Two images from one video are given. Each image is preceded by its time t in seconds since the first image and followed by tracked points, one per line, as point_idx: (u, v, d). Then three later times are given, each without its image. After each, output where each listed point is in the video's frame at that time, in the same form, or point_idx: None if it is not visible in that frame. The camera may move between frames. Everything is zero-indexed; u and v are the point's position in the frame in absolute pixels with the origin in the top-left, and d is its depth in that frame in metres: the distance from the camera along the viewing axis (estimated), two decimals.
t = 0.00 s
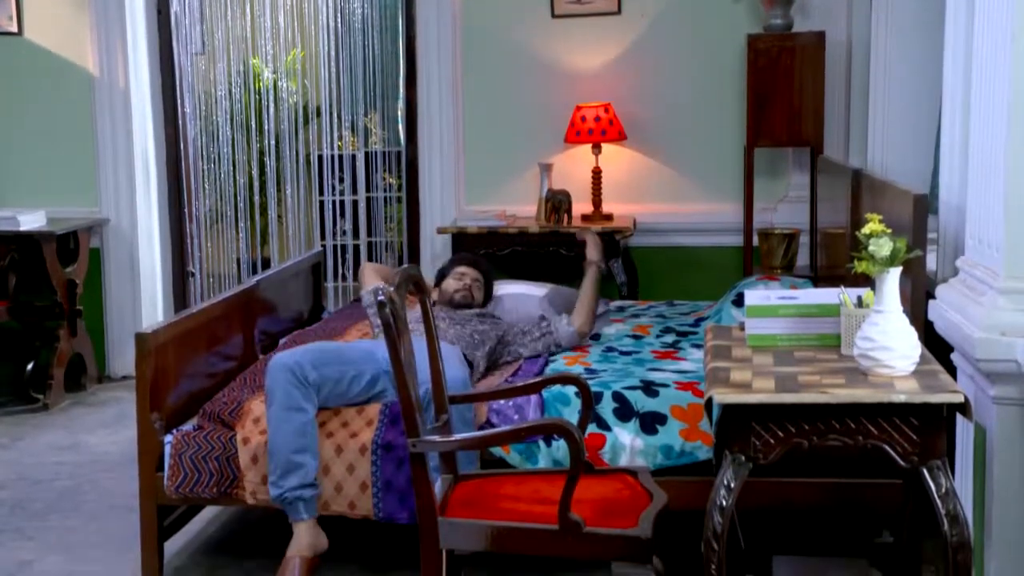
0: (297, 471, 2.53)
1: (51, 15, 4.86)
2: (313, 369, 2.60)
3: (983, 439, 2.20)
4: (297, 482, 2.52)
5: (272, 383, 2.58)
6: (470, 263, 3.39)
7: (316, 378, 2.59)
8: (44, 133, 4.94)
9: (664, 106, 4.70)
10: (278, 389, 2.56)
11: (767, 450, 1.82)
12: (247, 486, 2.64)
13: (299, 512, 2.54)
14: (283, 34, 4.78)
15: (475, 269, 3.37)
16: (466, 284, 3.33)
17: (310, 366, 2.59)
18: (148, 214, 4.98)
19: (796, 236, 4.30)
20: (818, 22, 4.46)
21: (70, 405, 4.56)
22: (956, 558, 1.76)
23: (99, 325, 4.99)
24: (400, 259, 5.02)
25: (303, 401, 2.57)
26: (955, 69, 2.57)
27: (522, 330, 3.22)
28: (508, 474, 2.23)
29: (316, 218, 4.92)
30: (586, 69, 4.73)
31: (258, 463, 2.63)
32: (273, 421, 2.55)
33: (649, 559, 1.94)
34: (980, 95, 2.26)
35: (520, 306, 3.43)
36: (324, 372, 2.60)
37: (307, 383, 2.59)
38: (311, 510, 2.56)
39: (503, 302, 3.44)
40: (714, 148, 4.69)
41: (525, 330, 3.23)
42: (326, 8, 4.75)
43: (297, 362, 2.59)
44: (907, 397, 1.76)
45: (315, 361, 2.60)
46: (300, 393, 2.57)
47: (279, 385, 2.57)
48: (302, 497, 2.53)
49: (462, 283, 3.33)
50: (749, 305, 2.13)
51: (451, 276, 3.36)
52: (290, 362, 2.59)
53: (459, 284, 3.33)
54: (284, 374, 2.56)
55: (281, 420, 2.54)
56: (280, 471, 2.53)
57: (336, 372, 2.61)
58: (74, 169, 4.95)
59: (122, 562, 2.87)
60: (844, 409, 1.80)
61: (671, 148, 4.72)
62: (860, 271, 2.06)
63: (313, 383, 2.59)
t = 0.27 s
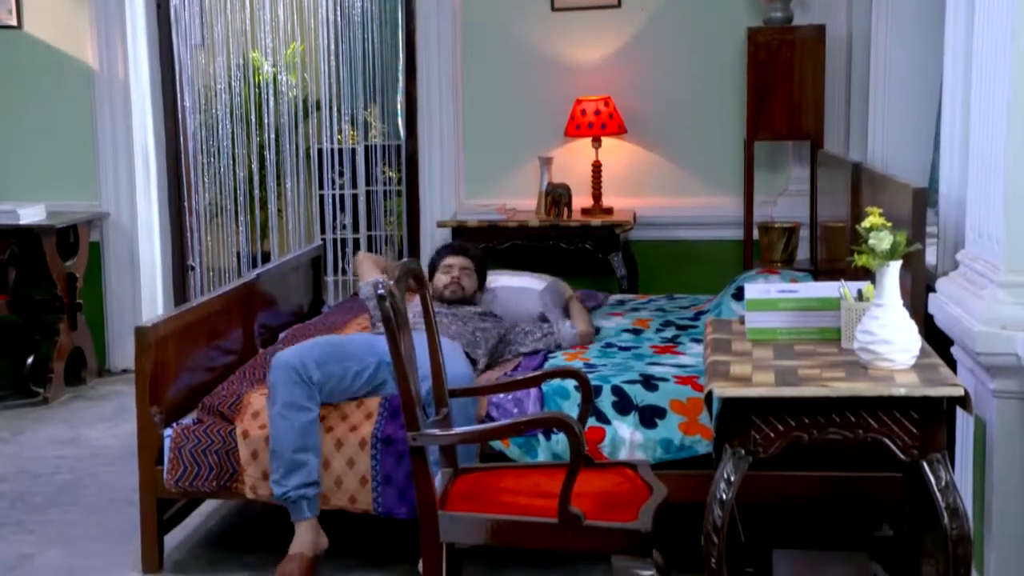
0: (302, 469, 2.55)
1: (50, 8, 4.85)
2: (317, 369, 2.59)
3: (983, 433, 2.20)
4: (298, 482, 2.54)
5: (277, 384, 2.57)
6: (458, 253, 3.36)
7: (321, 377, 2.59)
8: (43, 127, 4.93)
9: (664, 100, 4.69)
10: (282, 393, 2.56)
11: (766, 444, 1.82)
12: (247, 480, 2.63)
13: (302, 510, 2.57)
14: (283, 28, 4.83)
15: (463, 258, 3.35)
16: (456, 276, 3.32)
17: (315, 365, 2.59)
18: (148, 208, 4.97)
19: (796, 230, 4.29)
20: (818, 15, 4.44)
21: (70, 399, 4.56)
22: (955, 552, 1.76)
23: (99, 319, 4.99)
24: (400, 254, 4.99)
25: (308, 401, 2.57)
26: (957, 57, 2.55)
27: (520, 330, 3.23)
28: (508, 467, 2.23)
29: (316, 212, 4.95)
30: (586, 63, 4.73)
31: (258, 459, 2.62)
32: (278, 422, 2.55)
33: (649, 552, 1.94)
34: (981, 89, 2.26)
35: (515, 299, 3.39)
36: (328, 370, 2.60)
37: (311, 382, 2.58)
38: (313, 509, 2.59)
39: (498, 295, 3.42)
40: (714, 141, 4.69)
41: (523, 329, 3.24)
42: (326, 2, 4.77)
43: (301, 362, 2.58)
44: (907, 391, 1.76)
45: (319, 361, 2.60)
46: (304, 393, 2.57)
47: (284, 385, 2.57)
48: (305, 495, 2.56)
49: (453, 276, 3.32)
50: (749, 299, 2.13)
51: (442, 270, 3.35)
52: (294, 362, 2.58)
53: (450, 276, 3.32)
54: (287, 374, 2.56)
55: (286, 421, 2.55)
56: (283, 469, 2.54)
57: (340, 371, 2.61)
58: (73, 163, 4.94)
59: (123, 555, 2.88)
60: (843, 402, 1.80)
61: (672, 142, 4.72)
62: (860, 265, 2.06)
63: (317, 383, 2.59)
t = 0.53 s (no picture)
0: (303, 476, 2.55)
1: (49, 4, 4.84)
2: (318, 376, 2.58)
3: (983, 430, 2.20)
4: (300, 488, 2.54)
5: (278, 394, 2.56)
6: (445, 245, 3.38)
7: (322, 385, 2.58)
8: (42, 123, 4.93)
9: (664, 96, 4.69)
10: (284, 403, 2.55)
11: (766, 440, 1.82)
12: (248, 479, 2.64)
13: (301, 518, 2.57)
14: (282, 25, 4.81)
15: (448, 251, 3.36)
16: (442, 269, 3.33)
17: (316, 373, 2.58)
18: (147, 204, 4.97)
19: (796, 226, 4.29)
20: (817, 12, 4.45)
21: (70, 395, 4.57)
22: (955, 548, 1.76)
23: (99, 315, 4.99)
24: (400, 250, 5.00)
25: (310, 408, 2.57)
26: (957, 53, 2.55)
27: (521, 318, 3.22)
28: (509, 464, 2.23)
29: (315, 208, 4.95)
30: (586, 59, 4.72)
31: (259, 458, 2.63)
32: (281, 432, 2.55)
33: (649, 549, 1.94)
34: (981, 84, 2.26)
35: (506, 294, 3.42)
36: (329, 377, 2.59)
37: (312, 390, 2.57)
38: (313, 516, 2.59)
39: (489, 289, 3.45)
40: (714, 137, 4.69)
41: (524, 317, 3.23)
42: None
43: (302, 372, 2.57)
44: (907, 387, 1.76)
45: (320, 368, 2.59)
46: (305, 401, 2.57)
47: (285, 395, 2.56)
48: (304, 502, 2.56)
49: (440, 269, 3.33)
50: (749, 295, 2.12)
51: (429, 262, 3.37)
52: (295, 370, 2.57)
53: (436, 269, 3.33)
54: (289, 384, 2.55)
55: (289, 431, 2.55)
56: (285, 475, 2.55)
57: (340, 377, 2.60)
58: (73, 160, 4.94)
59: (123, 552, 2.88)
60: (843, 398, 1.80)
61: (671, 138, 4.72)
62: (860, 261, 2.06)
63: (319, 391, 2.58)
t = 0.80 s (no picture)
0: (304, 475, 2.55)
1: (50, 4, 4.85)
2: (316, 376, 2.58)
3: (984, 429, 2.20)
4: (301, 487, 2.55)
5: (276, 394, 2.56)
6: (445, 247, 3.39)
7: (321, 384, 2.58)
8: (43, 122, 4.93)
9: (665, 95, 4.69)
10: (282, 404, 2.55)
11: (767, 440, 1.82)
12: (249, 479, 2.64)
13: (303, 517, 2.58)
14: (283, 24, 4.81)
15: (448, 253, 3.37)
16: (442, 270, 3.34)
17: (314, 373, 2.58)
18: (148, 204, 4.97)
19: (797, 226, 4.29)
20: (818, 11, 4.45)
21: (71, 394, 4.57)
22: (956, 547, 1.76)
23: (99, 315, 4.99)
24: (401, 249, 4.99)
25: (308, 408, 2.57)
26: (958, 52, 2.55)
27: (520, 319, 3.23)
28: (509, 463, 2.23)
29: (316, 207, 4.95)
30: (586, 59, 4.72)
31: (260, 458, 2.63)
32: (280, 432, 2.55)
33: (650, 548, 1.94)
34: (982, 84, 2.26)
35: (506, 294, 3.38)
36: (327, 376, 2.59)
37: (311, 390, 2.58)
38: (315, 516, 2.59)
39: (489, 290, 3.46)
40: (714, 137, 4.68)
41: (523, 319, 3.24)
42: None
43: (300, 371, 2.57)
44: (907, 386, 1.76)
45: (318, 368, 2.59)
46: (304, 401, 2.57)
47: (283, 395, 2.56)
48: (306, 501, 2.56)
49: (441, 271, 3.34)
50: (750, 295, 2.12)
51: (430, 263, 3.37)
52: (293, 370, 2.57)
53: (436, 271, 3.33)
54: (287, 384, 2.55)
55: (288, 431, 2.55)
56: (286, 475, 2.55)
57: (338, 376, 2.60)
58: (73, 159, 4.94)
59: (124, 551, 2.87)
60: (843, 398, 1.80)
61: (672, 137, 4.72)
62: (860, 261, 2.06)
63: (317, 390, 2.58)
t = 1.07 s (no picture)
0: (307, 475, 2.56)
1: (53, 4, 4.85)
2: (320, 376, 2.58)
3: (987, 430, 2.20)
4: (304, 487, 2.55)
5: (280, 395, 2.56)
6: (443, 247, 3.36)
7: (324, 384, 2.58)
8: (46, 122, 4.94)
9: (667, 95, 4.69)
10: (286, 403, 2.56)
11: (769, 440, 1.82)
12: (251, 479, 2.63)
13: (306, 517, 2.58)
14: (286, 24, 4.81)
15: (446, 253, 3.34)
16: (442, 272, 3.32)
17: (317, 373, 2.58)
18: (150, 203, 4.97)
19: (800, 225, 4.29)
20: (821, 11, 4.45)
21: (74, 394, 4.57)
22: (959, 547, 1.76)
23: (102, 315, 4.99)
24: (403, 249, 5.00)
25: (312, 408, 2.57)
26: (961, 51, 2.55)
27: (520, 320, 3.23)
28: (512, 463, 2.23)
29: (318, 207, 4.95)
30: (589, 58, 4.72)
31: (263, 458, 2.62)
32: (283, 432, 2.55)
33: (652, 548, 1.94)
34: (984, 84, 2.25)
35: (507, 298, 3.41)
36: (331, 376, 2.59)
37: (314, 390, 2.57)
38: (318, 515, 2.59)
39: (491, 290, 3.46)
40: (717, 136, 4.68)
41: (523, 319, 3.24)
42: None
43: (304, 371, 2.57)
44: (910, 386, 1.76)
45: (322, 367, 2.58)
46: (308, 401, 2.57)
47: (287, 396, 2.56)
48: (309, 501, 2.56)
49: (442, 273, 3.32)
50: (752, 295, 2.12)
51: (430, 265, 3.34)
52: (296, 370, 2.57)
53: (436, 272, 3.31)
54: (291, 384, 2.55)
55: (291, 431, 2.55)
56: (289, 475, 2.55)
57: (342, 376, 2.59)
58: (75, 159, 4.94)
59: (126, 551, 2.88)
60: (846, 398, 1.80)
61: (674, 137, 4.72)
62: (863, 260, 2.06)
63: (321, 390, 2.58)
